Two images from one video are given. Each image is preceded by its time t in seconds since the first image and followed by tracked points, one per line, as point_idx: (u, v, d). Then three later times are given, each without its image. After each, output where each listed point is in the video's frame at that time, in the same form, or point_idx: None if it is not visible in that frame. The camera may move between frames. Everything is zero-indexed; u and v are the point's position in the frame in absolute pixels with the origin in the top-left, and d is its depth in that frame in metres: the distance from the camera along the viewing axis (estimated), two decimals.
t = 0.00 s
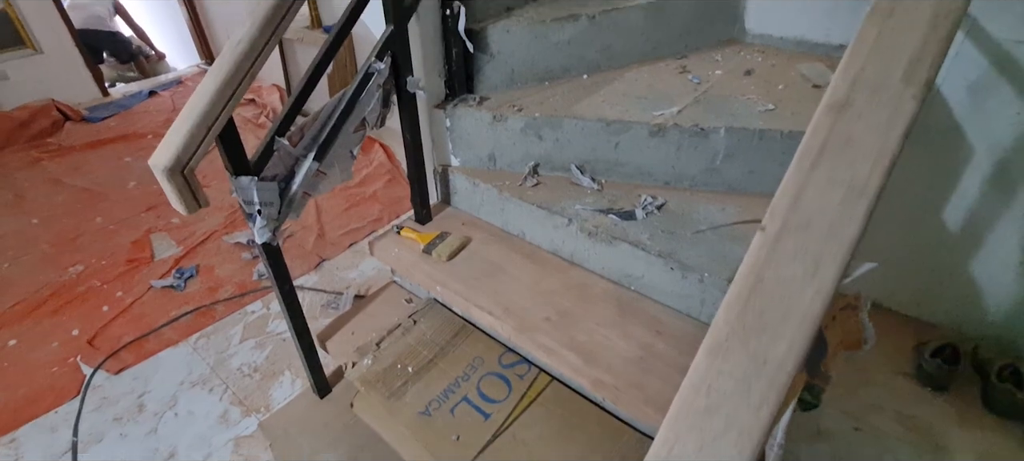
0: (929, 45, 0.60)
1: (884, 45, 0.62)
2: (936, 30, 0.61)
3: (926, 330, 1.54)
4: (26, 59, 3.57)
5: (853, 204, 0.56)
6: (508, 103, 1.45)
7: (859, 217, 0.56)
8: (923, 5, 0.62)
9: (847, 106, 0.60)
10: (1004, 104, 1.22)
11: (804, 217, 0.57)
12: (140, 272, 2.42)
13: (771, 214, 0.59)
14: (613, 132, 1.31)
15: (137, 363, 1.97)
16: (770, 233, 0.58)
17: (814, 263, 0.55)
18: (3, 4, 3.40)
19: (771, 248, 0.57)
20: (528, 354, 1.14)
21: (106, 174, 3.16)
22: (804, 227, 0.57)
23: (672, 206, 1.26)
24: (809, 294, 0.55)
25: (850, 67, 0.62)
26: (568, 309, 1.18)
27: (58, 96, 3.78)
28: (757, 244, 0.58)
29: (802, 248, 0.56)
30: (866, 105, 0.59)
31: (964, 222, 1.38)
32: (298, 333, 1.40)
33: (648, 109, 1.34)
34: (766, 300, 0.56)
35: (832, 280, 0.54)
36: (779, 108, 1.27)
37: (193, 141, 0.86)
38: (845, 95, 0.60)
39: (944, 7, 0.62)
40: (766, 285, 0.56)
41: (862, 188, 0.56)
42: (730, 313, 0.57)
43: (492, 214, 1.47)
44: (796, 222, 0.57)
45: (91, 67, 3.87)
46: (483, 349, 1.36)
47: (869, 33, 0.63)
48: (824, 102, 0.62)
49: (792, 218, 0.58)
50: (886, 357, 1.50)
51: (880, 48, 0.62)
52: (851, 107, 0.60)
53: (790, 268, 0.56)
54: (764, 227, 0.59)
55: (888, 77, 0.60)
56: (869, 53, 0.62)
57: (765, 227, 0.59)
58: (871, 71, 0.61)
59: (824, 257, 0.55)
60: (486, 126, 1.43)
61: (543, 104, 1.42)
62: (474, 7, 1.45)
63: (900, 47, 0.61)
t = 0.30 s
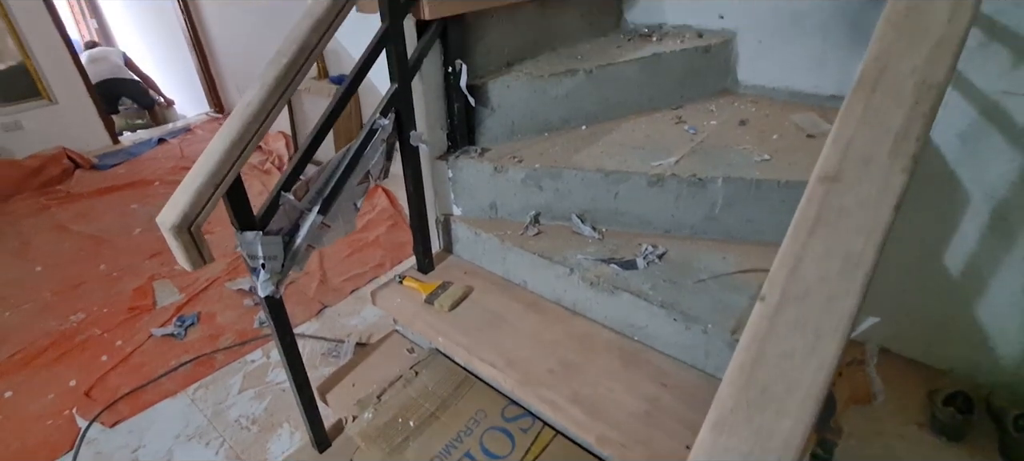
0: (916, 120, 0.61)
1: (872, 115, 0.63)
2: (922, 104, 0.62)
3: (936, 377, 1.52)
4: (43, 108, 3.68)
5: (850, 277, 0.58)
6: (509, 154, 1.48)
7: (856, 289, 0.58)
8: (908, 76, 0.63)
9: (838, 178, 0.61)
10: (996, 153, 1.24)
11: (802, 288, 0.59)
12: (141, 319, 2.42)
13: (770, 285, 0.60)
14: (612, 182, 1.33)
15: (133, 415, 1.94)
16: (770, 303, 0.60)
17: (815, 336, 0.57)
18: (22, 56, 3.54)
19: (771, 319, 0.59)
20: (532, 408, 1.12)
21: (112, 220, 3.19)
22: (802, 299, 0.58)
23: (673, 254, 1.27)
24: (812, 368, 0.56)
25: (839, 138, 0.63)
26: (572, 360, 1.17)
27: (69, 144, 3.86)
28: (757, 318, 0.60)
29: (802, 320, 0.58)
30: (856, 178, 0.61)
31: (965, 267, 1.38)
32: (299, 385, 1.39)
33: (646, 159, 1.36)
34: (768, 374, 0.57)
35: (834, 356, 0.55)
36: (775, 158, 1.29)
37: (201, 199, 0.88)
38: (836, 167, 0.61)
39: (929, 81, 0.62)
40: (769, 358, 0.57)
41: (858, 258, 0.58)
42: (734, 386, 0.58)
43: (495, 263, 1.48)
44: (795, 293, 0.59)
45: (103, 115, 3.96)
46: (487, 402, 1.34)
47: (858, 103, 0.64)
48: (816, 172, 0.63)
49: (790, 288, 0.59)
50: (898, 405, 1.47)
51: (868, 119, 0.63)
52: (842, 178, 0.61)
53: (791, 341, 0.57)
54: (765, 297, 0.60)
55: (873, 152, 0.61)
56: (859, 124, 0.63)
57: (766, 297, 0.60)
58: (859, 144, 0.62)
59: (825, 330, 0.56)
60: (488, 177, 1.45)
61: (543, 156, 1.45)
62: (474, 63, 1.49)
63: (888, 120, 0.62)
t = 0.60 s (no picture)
0: (903, 186, 0.59)
1: (860, 181, 0.60)
2: (907, 171, 0.59)
3: (947, 422, 1.49)
4: (52, 152, 3.75)
5: (848, 343, 0.54)
6: (510, 200, 1.51)
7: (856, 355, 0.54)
8: (893, 143, 0.61)
9: (831, 241, 0.58)
10: (992, 198, 1.26)
11: (802, 353, 0.55)
12: (140, 363, 2.40)
13: (769, 348, 0.57)
14: (612, 227, 1.35)
15: None
16: (770, 368, 0.56)
17: (816, 405, 0.53)
18: (36, 101, 3.62)
19: (771, 385, 0.55)
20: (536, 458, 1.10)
21: (116, 262, 3.20)
22: (802, 364, 0.55)
23: (675, 299, 1.27)
24: (814, 437, 0.52)
25: (830, 203, 0.60)
26: (575, 408, 1.16)
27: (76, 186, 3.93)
28: (757, 383, 0.56)
29: (803, 387, 0.54)
30: (850, 243, 0.58)
31: (969, 309, 1.38)
32: (298, 435, 1.36)
33: (646, 205, 1.38)
34: (771, 445, 0.52)
35: (836, 426, 0.51)
36: (772, 203, 1.32)
37: (207, 250, 0.89)
38: (829, 230, 0.59)
39: (913, 148, 0.60)
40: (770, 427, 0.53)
41: (856, 324, 0.55)
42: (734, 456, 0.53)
43: (496, 308, 1.48)
44: (794, 358, 0.55)
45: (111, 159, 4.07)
46: (489, 452, 1.32)
47: (846, 170, 0.61)
48: (809, 236, 0.60)
49: (790, 353, 0.56)
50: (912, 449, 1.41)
51: (858, 185, 0.60)
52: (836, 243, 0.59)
53: (792, 408, 0.53)
54: (764, 361, 0.57)
55: (864, 215, 0.58)
56: (848, 190, 0.60)
57: (765, 361, 0.57)
58: (850, 209, 0.59)
59: (825, 399, 0.53)
60: (490, 223, 1.47)
61: (544, 201, 1.48)
62: (475, 112, 1.53)
63: (875, 187, 0.59)
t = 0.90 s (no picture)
0: (896, 252, 0.56)
1: (853, 248, 0.58)
2: (898, 238, 0.57)
3: None
4: (60, 195, 3.78)
5: (849, 409, 0.52)
6: (511, 245, 1.52)
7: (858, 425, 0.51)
8: (882, 209, 0.58)
9: (828, 306, 0.56)
10: (989, 240, 1.28)
11: (804, 422, 0.53)
12: (135, 410, 2.35)
13: (770, 416, 0.54)
14: (613, 273, 1.35)
15: None
16: (773, 438, 0.54)
17: None
18: (47, 147, 3.69)
19: (774, 454, 0.52)
20: None
21: (117, 305, 3.19)
22: (806, 432, 0.52)
23: (677, 346, 1.27)
24: None
25: (825, 266, 0.58)
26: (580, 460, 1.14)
27: (83, 228, 3.94)
28: (760, 453, 0.53)
29: (806, 457, 0.51)
30: (846, 308, 0.56)
31: (976, 352, 1.38)
32: None
33: (645, 250, 1.39)
34: None
35: None
36: (771, 247, 1.34)
37: (209, 303, 0.89)
38: (825, 296, 0.57)
39: (903, 215, 0.58)
40: None
41: (857, 392, 0.52)
42: None
43: (498, 355, 1.47)
44: (797, 426, 0.53)
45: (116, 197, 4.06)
46: None
47: (838, 238, 0.59)
48: (805, 301, 0.58)
49: (791, 420, 0.53)
50: None
51: (850, 247, 0.58)
52: (832, 309, 0.57)
53: None
54: (766, 430, 0.54)
55: (861, 280, 0.56)
56: (840, 257, 0.58)
57: (767, 431, 0.54)
58: (847, 271, 0.57)
59: None
60: (491, 268, 1.48)
61: (545, 246, 1.49)
62: (475, 160, 1.56)
63: (866, 255, 0.57)
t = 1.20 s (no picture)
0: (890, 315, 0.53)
1: (848, 308, 0.55)
2: (891, 302, 0.54)
3: None
4: (64, 234, 3.79)
5: None
6: (510, 286, 1.52)
7: None
8: (874, 270, 0.56)
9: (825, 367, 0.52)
10: (985, 276, 1.34)
11: None
12: (128, 456, 2.29)
13: None
14: (613, 314, 1.35)
15: None
16: None
17: None
18: (52, 186, 3.71)
19: None
20: None
21: (114, 346, 3.15)
22: None
23: (679, 389, 1.26)
24: None
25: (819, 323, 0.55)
26: None
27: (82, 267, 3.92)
28: None
29: None
30: (843, 369, 0.52)
31: (982, 391, 1.44)
32: None
33: (644, 291, 1.40)
34: None
35: None
36: (769, 287, 1.35)
37: (206, 354, 0.89)
38: (823, 355, 0.53)
39: (896, 271, 0.56)
40: None
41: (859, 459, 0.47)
42: None
43: (498, 399, 1.45)
44: None
45: (117, 237, 4.09)
46: None
47: (832, 296, 0.56)
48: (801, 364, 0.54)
49: None
50: None
51: (846, 307, 0.55)
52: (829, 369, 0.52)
53: None
54: None
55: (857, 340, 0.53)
56: (836, 314, 0.55)
57: None
58: (843, 332, 0.53)
59: None
60: (490, 310, 1.47)
61: (544, 288, 1.49)
62: (475, 203, 1.58)
63: (862, 316, 0.54)
